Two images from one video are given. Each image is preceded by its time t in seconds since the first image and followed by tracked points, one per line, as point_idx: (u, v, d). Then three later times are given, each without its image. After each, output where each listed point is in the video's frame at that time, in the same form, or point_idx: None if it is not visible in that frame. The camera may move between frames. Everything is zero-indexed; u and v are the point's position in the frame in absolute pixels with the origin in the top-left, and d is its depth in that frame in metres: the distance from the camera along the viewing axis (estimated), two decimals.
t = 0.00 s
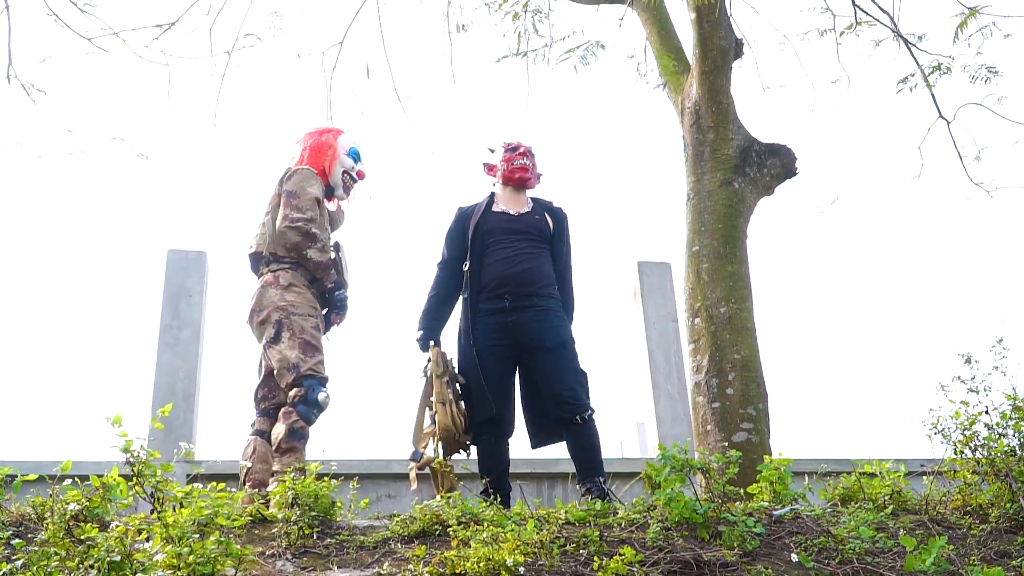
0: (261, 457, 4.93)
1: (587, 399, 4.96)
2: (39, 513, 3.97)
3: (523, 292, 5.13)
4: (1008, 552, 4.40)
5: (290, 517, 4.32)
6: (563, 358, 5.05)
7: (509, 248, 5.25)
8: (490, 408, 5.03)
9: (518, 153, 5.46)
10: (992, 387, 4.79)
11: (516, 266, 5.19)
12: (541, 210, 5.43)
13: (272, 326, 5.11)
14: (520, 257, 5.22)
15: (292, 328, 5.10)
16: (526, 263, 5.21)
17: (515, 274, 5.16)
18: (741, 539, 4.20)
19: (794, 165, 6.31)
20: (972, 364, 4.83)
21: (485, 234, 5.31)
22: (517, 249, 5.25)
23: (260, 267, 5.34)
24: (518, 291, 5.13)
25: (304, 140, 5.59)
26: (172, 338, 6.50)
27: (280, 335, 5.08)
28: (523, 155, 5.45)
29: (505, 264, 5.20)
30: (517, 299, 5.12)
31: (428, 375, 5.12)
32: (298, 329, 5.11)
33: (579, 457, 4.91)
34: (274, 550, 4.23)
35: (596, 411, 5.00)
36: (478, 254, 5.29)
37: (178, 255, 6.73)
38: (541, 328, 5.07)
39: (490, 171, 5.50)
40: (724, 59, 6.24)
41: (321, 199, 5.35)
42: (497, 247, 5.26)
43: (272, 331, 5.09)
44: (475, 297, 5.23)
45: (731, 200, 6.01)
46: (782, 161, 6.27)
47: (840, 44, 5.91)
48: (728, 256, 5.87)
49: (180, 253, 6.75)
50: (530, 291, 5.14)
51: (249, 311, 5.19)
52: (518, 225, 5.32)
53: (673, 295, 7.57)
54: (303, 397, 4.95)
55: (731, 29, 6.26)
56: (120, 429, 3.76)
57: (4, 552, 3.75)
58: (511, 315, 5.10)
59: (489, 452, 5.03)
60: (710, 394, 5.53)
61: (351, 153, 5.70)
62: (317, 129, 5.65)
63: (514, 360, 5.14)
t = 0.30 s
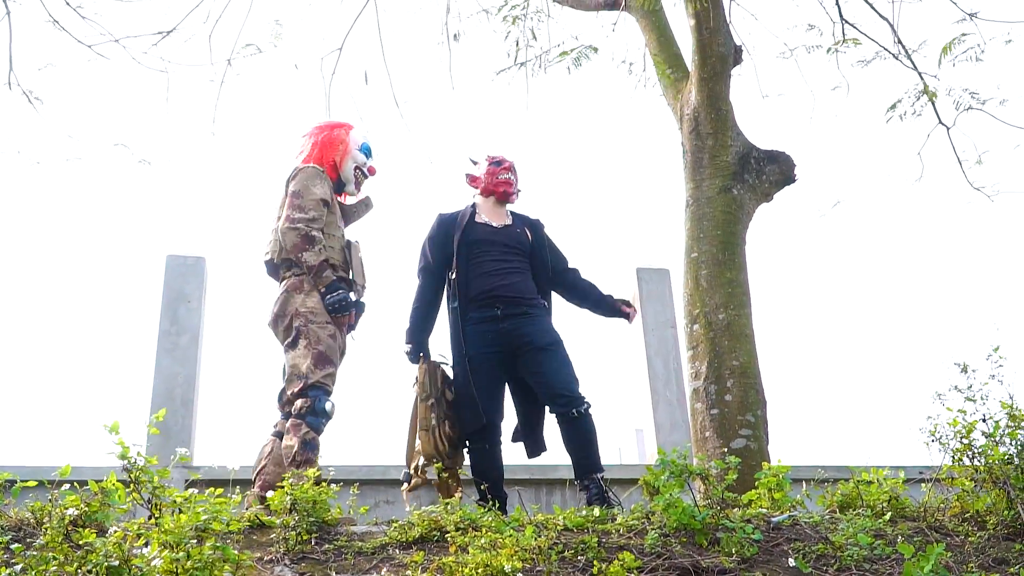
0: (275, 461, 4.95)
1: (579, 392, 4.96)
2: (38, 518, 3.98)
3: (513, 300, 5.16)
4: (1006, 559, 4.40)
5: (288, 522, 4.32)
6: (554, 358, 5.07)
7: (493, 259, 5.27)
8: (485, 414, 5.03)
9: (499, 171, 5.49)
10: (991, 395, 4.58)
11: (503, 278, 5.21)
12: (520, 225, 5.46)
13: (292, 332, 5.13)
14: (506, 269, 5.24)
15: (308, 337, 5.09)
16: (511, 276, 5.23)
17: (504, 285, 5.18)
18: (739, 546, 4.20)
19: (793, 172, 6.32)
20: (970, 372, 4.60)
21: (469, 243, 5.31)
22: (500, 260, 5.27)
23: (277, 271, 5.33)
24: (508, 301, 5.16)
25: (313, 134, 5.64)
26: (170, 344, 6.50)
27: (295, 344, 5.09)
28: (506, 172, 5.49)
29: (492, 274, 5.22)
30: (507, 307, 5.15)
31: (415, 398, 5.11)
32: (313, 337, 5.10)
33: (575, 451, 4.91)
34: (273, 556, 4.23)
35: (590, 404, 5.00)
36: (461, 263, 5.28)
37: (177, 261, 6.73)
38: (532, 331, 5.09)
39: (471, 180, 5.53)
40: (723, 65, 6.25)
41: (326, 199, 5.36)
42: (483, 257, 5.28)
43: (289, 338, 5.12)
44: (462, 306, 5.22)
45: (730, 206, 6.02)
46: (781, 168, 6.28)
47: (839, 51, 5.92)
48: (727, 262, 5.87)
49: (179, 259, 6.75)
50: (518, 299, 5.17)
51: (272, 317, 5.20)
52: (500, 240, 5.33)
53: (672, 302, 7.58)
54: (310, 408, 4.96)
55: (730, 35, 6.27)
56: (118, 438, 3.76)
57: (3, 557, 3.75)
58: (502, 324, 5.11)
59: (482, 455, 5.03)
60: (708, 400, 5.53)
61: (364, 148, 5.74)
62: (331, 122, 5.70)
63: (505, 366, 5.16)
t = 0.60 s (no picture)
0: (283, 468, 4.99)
1: (577, 394, 4.94)
2: (36, 523, 3.97)
3: (511, 306, 5.16)
4: (1004, 564, 4.40)
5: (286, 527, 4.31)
6: (553, 359, 5.06)
7: (490, 265, 5.28)
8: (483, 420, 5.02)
9: (488, 173, 5.48)
10: (991, 400, 4.60)
11: (497, 284, 5.21)
12: (515, 226, 5.44)
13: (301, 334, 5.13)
14: (502, 277, 5.25)
15: (316, 340, 5.09)
16: (506, 280, 5.24)
17: (500, 291, 5.19)
18: (737, 550, 4.20)
19: (791, 176, 6.33)
20: (973, 378, 4.63)
21: (465, 252, 5.33)
22: (496, 266, 5.28)
23: (290, 270, 5.33)
24: (505, 307, 5.16)
25: (330, 135, 5.66)
26: (168, 349, 6.50)
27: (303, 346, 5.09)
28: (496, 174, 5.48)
29: (489, 282, 5.23)
30: (505, 313, 5.15)
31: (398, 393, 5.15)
32: (321, 341, 5.10)
33: (576, 457, 4.90)
34: (270, 562, 4.24)
35: (589, 405, 4.99)
36: (459, 271, 5.30)
37: (175, 266, 6.74)
38: (529, 334, 5.09)
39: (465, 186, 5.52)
40: (720, 70, 6.26)
41: (345, 200, 5.41)
42: (478, 264, 5.29)
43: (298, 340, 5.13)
44: (461, 314, 5.24)
45: (728, 211, 6.03)
46: (779, 172, 6.29)
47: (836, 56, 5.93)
48: (726, 266, 5.88)
49: (176, 263, 6.75)
50: (516, 304, 5.17)
51: (284, 317, 5.20)
52: (493, 245, 5.33)
53: (669, 307, 7.59)
54: (309, 412, 4.97)
55: (727, 40, 6.28)
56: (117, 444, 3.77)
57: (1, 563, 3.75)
58: (500, 331, 5.12)
59: (478, 460, 5.02)
60: (706, 405, 5.53)
61: (381, 155, 5.77)
62: (351, 126, 5.72)
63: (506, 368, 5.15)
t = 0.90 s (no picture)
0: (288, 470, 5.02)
1: (586, 414, 4.97)
2: (33, 525, 3.98)
3: (521, 312, 5.17)
4: (1000, 567, 4.41)
5: (283, 530, 4.31)
6: (564, 372, 5.06)
7: (503, 271, 5.29)
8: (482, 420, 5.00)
9: (498, 185, 5.46)
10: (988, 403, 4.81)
11: (509, 287, 5.23)
12: (530, 230, 5.47)
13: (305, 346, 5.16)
14: (514, 283, 5.25)
15: (318, 350, 5.10)
16: (519, 285, 5.25)
17: (511, 295, 5.19)
18: (733, 553, 4.20)
19: (788, 180, 6.34)
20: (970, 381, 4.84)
21: (480, 258, 5.35)
22: (510, 273, 5.28)
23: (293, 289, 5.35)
24: (516, 313, 5.16)
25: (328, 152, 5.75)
26: (165, 352, 6.50)
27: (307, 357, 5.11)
28: (506, 188, 5.45)
29: (501, 287, 5.23)
30: (516, 318, 5.16)
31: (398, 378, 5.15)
32: (324, 351, 5.10)
33: (580, 466, 4.95)
34: (267, 564, 4.24)
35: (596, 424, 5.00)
36: (473, 277, 5.32)
37: (172, 268, 6.74)
38: (543, 344, 5.09)
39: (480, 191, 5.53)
40: (718, 73, 6.28)
41: (337, 214, 5.40)
42: (491, 270, 5.30)
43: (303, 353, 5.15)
44: (470, 317, 5.23)
45: (725, 214, 6.04)
46: (776, 176, 6.30)
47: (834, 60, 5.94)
48: (723, 270, 5.89)
49: (174, 266, 6.76)
50: (527, 310, 5.18)
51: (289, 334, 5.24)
52: (506, 249, 5.36)
53: (667, 310, 7.60)
54: (314, 417, 4.98)
55: (724, 44, 6.29)
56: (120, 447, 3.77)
57: None
58: (510, 335, 5.13)
59: (480, 464, 5.00)
60: (703, 408, 5.54)
61: (376, 167, 5.75)
62: (352, 140, 5.78)
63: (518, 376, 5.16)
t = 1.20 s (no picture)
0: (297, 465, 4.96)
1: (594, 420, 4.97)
2: (28, 524, 3.97)
3: (540, 311, 5.18)
4: (995, 567, 4.41)
5: (277, 529, 4.31)
6: (578, 375, 5.06)
7: (526, 271, 5.32)
8: (491, 419, 5.01)
9: (515, 196, 5.43)
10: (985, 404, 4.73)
11: (531, 287, 5.24)
12: (554, 234, 5.46)
13: (303, 350, 5.18)
14: (536, 282, 5.27)
15: (317, 349, 5.12)
16: (540, 284, 5.27)
17: (532, 294, 5.21)
18: (728, 553, 4.20)
19: (784, 180, 6.35)
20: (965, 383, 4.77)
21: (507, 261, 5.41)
22: (531, 273, 5.30)
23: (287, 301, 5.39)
24: (536, 311, 5.17)
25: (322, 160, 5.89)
26: (160, 352, 6.49)
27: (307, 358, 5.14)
28: (524, 198, 5.41)
29: (522, 287, 5.26)
30: (536, 317, 5.16)
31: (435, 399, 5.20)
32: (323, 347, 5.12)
33: (586, 473, 4.91)
34: (261, 565, 4.23)
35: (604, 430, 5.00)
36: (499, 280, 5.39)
37: (167, 268, 6.73)
38: (559, 345, 5.09)
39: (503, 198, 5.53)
40: (714, 74, 6.28)
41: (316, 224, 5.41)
42: (515, 271, 5.34)
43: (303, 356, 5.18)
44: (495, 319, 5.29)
45: (721, 215, 6.04)
46: (772, 176, 6.30)
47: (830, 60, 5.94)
48: (718, 270, 5.89)
49: (169, 266, 6.74)
50: (547, 309, 5.19)
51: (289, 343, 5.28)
52: (529, 251, 5.37)
53: (663, 311, 7.60)
54: (331, 403, 4.96)
55: (720, 45, 6.30)
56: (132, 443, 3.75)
57: None
58: (527, 334, 5.14)
59: (488, 463, 4.97)
60: (699, 408, 5.54)
61: (355, 171, 5.70)
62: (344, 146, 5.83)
63: (536, 379, 5.17)
